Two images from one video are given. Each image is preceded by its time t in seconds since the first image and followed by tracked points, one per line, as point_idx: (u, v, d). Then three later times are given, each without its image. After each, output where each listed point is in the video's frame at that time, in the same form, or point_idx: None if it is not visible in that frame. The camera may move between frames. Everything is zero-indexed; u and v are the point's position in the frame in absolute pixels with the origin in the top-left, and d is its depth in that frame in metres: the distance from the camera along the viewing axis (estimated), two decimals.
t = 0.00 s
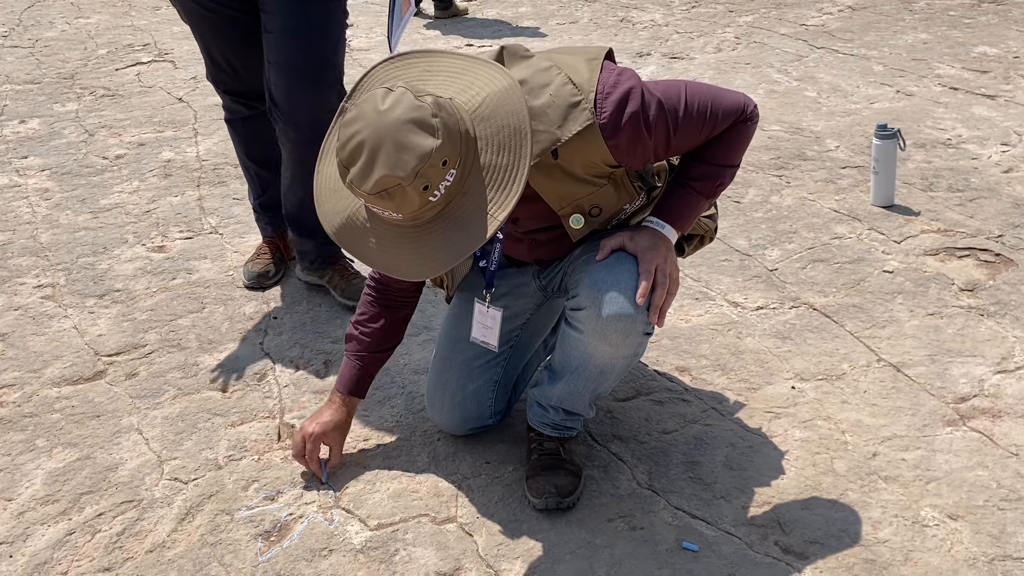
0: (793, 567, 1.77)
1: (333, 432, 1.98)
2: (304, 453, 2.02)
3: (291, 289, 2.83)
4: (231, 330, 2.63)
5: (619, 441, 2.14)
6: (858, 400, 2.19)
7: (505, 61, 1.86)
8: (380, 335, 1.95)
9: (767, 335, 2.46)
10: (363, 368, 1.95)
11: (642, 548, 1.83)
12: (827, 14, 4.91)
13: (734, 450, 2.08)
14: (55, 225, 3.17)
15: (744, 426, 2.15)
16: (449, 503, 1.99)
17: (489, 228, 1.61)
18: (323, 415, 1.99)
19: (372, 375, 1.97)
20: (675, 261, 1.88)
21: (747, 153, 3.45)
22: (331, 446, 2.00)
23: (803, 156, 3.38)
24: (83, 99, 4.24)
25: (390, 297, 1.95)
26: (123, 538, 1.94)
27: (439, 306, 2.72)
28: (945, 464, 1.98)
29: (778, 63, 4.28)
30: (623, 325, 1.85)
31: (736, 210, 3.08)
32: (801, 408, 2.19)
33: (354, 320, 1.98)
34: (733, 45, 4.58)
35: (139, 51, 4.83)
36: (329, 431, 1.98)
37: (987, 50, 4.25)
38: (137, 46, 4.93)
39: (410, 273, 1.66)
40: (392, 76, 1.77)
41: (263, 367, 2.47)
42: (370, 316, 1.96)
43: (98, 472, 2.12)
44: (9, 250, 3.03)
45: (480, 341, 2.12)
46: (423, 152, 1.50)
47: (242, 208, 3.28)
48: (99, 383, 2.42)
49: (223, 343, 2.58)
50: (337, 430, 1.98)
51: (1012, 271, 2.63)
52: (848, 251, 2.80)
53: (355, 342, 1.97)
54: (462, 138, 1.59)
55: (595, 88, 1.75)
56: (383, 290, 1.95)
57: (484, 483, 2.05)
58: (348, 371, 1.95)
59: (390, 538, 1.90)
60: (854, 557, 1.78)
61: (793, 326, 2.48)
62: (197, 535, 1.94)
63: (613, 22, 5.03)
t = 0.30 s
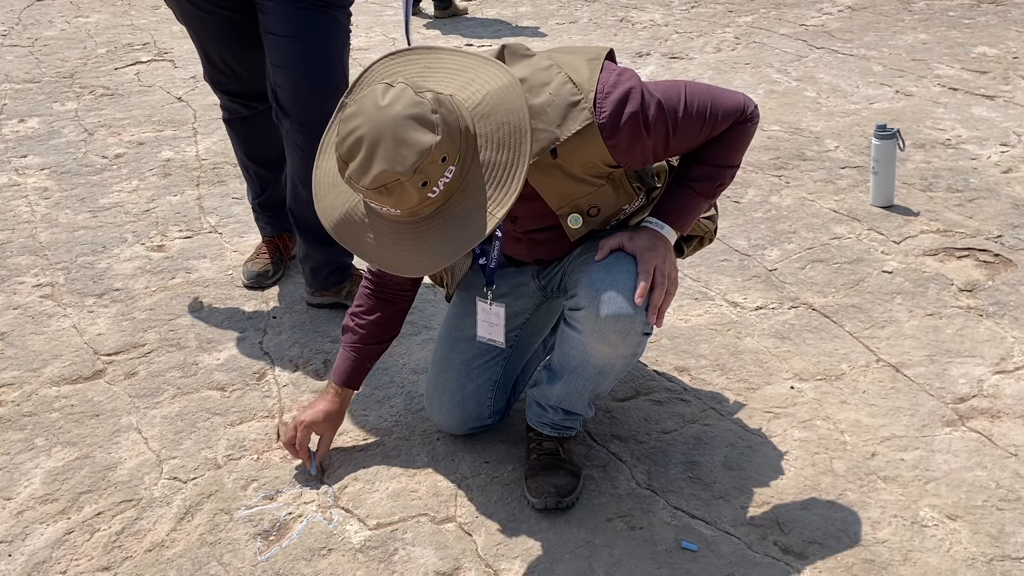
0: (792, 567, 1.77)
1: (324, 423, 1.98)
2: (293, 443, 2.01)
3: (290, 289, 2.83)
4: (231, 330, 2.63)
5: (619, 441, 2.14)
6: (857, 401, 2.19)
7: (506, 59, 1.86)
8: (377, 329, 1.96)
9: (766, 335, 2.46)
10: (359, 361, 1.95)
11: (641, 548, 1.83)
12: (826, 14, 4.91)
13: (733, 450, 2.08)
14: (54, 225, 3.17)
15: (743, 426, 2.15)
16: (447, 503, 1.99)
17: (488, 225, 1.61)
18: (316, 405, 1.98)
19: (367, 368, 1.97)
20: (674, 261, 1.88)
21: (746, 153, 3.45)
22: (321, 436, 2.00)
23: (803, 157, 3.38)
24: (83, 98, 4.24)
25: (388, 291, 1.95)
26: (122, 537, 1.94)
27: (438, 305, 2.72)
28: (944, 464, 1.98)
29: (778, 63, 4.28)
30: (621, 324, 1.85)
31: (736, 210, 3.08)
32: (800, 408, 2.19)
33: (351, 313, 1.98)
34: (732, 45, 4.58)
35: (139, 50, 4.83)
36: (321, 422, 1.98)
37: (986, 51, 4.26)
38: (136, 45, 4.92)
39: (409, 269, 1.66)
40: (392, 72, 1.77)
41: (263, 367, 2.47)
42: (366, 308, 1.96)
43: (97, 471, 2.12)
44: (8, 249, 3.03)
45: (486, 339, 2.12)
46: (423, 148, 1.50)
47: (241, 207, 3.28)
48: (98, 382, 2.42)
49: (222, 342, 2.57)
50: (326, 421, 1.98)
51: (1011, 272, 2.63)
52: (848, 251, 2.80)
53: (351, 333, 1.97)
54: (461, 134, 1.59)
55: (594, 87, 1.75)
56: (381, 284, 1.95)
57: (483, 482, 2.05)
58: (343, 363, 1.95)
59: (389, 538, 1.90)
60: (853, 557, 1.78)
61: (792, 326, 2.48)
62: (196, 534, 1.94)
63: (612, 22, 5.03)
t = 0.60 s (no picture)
0: (792, 567, 1.77)
1: (324, 429, 2.00)
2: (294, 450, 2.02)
3: (290, 289, 2.83)
4: (231, 329, 2.63)
5: (618, 440, 2.14)
6: (857, 401, 2.20)
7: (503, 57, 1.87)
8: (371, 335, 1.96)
9: (766, 335, 2.46)
10: (353, 367, 1.96)
11: (641, 547, 1.84)
12: (826, 15, 4.91)
13: (733, 450, 2.08)
14: (54, 224, 3.17)
15: (744, 426, 2.16)
16: (447, 502, 1.99)
17: (485, 220, 1.60)
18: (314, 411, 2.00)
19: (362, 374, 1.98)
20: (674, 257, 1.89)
21: (746, 153, 3.45)
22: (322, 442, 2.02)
23: (803, 157, 3.38)
24: (83, 97, 4.24)
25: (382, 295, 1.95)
26: (122, 536, 1.94)
27: (438, 305, 2.72)
28: (943, 464, 1.98)
29: (778, 64, 4.28)
30: (620, 323, 1.85)
31: (736, 210, 3.09)
32: (800, 408, 2.19)
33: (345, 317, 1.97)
34: (732, 45, 4.58)
35: (139, 50, 4.83)
36: (321, 429, 1.99)
37: (985, 52, 4.26)
38: (136, 45, 4.92)
39: (410, 267, 1.66)
40: (389, 71, 1.77)
41: (262, 366, 2.47)
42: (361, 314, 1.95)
43: (97, 470, 2.12)
44: (8, 248, 3.03)
45: (476, 340, 2.11)
46: (419, 143, 1.50)
47: (241, 207, 3.28)
48: (98, 381, 2.42)
49: (222, 342, 2.57)
50: (327, 427, 2.00)
51: (1011, 272, 2.63)
52: (847, 251, 2.80)
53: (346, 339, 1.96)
54: (458, 130, 1.59)
55: (592, 83, 1.76)
56: (374, 289, 1.94)
57: (483, 482, 2.05)
58: (338, 370, 1.96)
59: (389, 537, 1.90)
60: (853, 556, 1.78)
61: (792, 326, 2.49)
62: (196, 534, 1.94)
63: (612, 23, 5.03)
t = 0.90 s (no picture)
0: (791, 566, 1.77)
1: (385, 373, 2.05)
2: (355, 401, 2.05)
3: (289, 288, 2.83)
4: (230, 328, 2.63)
5: (618, 440, 2.14)
6: (857, 401, 2.20)
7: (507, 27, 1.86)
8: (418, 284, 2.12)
9: (766, 335, 2.46)
10: (406, 313, 2.09)
11: (640, 546, 1.83)
12: (825, 17, 4.91)
13: (732, 450, 2.08)
14: (53, 223, 3.17)
15: (743, 425, 2.15)
16: (446, 501, 1.99)
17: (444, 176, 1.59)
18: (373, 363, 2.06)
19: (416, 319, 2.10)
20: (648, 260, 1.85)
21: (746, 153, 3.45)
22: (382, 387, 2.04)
23: (802, 158, 3.38)
24: (82, 97, 4.24)
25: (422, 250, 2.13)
26: (121, 535, 1.94)
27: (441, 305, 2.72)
28: (943, 464, 1.98)
29: (777, 64, 4.29)
30: (586, 333, 1.85)
31: (735, 210, 3.08)
32: (800, 408, 2.19)
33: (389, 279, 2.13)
34: (731, 46, 4.58)
35: (138, 50, 4.83)
36: (382, 372, 2.05)
37: (984, 53, 4.26)
38: (135, 44, 4.92)
39: (365, 215, 1.66)
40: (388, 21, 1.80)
41: (262, 366, 2.47)
42: (407, 260, 2.11)
43: (96, 469, 2.12)
44: (7, 247, 3.03)
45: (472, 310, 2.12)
46: (379, 87, 1.52)
47: (240, 206, 3.27)
48: (96, 381, 2.41)
49: (222, 341, 2.57)
50: (388, 371, 2.06)
51: (1010, 273, 2.63)
52: (847, 251, 2.80)
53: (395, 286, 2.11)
54: (428, 80, 1.59)
55: (588, 59, 1.75)
56: (411, 244, 2.12)
57: (482, 481, 2.05)
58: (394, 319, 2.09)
59: (388, 536, 1.90)
60: (853, 556, 1.78)
61: (792, 326, 2.49)
62: (195, 532, 1.94)
63: (612, 23, 5.02)
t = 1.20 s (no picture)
0: (791, 568, 1.77)
1: (411, 359, 2.12)
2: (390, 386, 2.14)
3: (289, 289, 2.83)
4: (229, 329, 2.63)
5: (617, 442, 2.14)
6: (856, 402, 2.20)
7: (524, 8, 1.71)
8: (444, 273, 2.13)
9: (765, 337, 2.46)
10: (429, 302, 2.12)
11: (639, 548, 1.83)
12: (825, 18, 4.92)
13: (732, 451, 2.08)
14: (53, 224, 3.16)
15: (743, 427, 2.15)
16: (446, 503, 1.99)
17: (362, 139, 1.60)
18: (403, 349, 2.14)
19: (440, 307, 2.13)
20: (589, 288, 1.77)
21: (746, 155, 3.45)
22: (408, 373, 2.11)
23: (802, 159, 3.39)
24: (82, 97, 4.24)
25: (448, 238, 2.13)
26: (120, 536, 1.94)
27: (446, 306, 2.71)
28: (943, 466, 1.98)
29: (777, 66, 4.29)
30: (509, 352, 1.87)
31: (735, 212, 3.08)
32: (799, 409, 2.19)
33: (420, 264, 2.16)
34: (731, 48, 4.58)
35: (138, 51, 4.83)
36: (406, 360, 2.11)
37: (984, 55, 4.27)
38: (135, 45, 4.92)
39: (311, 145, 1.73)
40: None
41: (261, 367, 2.47)
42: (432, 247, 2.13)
43: (95, 470, 2.12)
44: (7, 248, 3.03)
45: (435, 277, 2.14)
46: (325, 37, 1.56)
47: (240, 207, 3.27)
48: (96, 382, 2.41)
49: (221, 342, 2.57)
50: (414, 357, 2.12)
51: (1009, 275, 2.64)
52: (846, 253, 2.80)
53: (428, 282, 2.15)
54: (382, 44, 1.59)
55: (574, 58, 1.62)
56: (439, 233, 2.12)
57: (481, 483, 2.04)
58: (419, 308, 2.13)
59: (387, 538, 1.90)
60: (852, 558, 1.78)
61: (791, 328, 2.49)
62: (194, 533, 1.93)
63: (611, 25, 5.02)
